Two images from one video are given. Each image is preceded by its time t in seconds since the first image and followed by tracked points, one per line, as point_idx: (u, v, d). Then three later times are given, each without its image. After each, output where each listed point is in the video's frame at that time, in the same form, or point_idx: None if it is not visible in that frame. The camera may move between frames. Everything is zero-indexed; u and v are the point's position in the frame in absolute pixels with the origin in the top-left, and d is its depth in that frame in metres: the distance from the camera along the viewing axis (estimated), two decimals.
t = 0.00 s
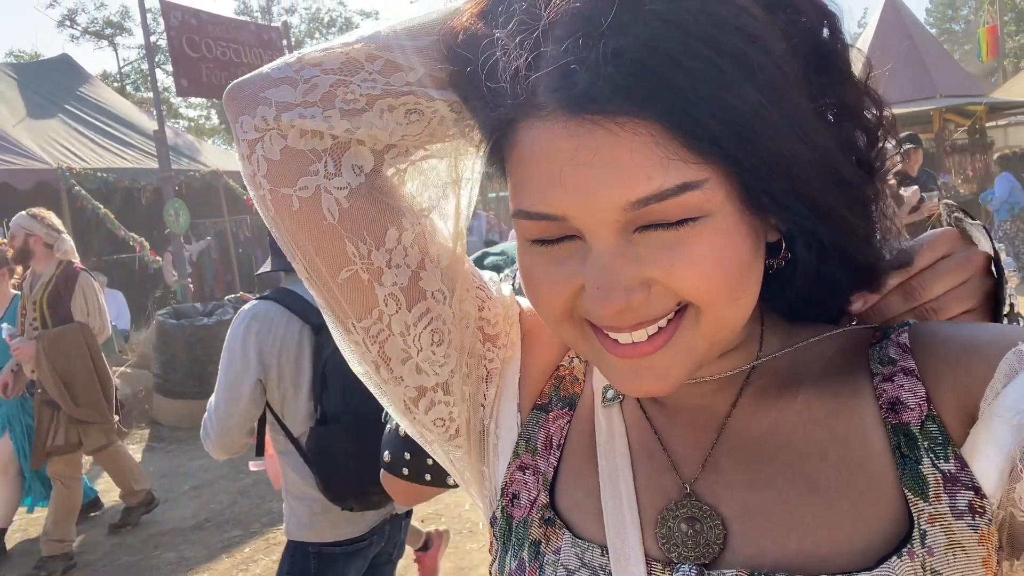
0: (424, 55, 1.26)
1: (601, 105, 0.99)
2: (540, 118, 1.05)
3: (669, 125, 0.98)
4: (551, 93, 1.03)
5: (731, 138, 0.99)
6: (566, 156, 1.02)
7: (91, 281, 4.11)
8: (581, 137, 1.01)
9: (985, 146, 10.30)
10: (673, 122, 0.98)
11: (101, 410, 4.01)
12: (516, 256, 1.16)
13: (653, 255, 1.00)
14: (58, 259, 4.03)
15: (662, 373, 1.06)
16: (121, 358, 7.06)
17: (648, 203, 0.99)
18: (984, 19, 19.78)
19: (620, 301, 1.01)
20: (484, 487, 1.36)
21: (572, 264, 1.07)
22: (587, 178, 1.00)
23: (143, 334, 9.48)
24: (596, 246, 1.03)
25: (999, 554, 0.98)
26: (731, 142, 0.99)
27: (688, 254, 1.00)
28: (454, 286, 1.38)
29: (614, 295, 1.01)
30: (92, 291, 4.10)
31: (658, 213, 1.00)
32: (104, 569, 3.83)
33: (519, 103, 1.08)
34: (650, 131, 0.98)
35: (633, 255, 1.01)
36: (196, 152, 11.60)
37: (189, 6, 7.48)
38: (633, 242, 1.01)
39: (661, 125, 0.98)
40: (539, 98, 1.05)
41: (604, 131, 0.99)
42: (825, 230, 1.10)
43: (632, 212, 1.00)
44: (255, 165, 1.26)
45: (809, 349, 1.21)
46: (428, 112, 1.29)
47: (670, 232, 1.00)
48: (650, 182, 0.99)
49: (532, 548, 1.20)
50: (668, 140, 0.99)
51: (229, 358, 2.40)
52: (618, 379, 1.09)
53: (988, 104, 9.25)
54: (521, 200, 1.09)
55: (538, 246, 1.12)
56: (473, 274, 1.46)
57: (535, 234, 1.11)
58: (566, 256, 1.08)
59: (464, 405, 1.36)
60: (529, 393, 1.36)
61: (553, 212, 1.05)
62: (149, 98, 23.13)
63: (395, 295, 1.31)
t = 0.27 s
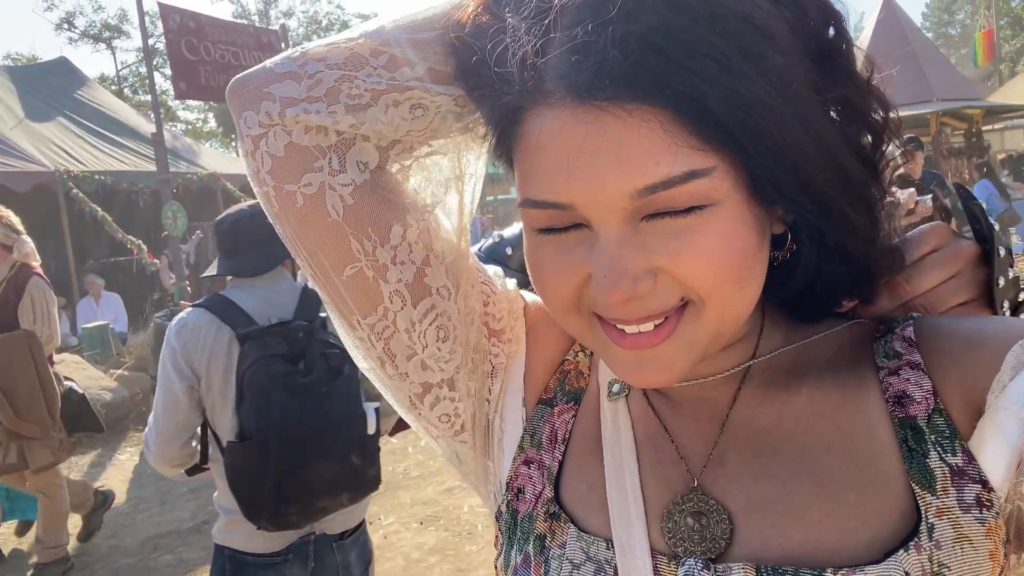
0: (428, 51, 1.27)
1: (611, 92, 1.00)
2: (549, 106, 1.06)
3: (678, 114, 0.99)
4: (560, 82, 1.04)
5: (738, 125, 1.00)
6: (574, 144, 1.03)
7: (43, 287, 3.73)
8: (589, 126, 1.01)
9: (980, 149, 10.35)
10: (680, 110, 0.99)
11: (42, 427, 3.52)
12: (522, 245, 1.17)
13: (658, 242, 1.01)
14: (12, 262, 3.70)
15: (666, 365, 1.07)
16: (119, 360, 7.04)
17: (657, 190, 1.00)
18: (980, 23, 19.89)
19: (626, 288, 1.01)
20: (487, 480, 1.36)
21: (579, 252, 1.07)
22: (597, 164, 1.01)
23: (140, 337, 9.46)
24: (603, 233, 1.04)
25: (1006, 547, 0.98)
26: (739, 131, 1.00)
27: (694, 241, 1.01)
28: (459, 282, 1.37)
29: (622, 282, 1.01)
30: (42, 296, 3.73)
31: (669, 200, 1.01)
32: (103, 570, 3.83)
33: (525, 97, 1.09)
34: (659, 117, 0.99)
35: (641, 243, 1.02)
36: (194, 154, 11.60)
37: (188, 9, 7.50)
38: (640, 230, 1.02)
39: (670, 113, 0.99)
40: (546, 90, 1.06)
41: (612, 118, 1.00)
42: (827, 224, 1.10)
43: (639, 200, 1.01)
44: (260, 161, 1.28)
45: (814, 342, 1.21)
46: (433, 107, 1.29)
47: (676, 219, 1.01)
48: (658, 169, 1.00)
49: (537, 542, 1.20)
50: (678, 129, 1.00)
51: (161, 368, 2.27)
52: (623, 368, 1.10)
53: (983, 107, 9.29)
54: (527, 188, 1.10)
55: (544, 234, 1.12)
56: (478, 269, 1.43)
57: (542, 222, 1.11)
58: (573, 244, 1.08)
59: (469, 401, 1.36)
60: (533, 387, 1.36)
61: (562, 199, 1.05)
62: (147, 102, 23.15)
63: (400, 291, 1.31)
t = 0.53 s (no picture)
0: (433, 52, 1.27)
1: (621, 92, 0.99)
2: (558, 107, 1.06)
3: (686, 114, 0.99)
4: (568, 80, 1.04)
5: (743, 125, 0.99)
6: (582, 144, 1.03)
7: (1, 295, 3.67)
8: (599, 126, 1.01)
9: (978, 152, 10.38)
10: (687, 110, 0.98)
11: None
12: (528, 245, 1.17)
13: (663, 243, 1.01)
14: None
15: (671, 363, 1.07)
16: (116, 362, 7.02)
17: (667, 191, 1.00)
18: (976, 27, 19.97)
19: (635, 289, 1.02)
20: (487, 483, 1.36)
21: (586, 252, 1.07)
22: (602, 164, 1.01)
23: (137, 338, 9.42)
24: (610, 233, 1.04)
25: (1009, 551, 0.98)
26: (744, 129, 1.00)
27: (700, 242, 1.00)
28: (463, 286, 1.35)
29: (630, 283, 1.02)
30: None
31: (678, 201, 1.01)
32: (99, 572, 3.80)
33: (531, 98, 1.09)
34: (668, 119, 0.99)
35: (647, 243, 1.02)
36: (192, 156, 11.58)
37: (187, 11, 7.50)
38: (647, 230, 1.02)
39: (677, 114, 0.99)
40: (553, 90, 1.06)
41: (620, 118, 1.00)
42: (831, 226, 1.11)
43: (649, 201, 1.00)
44: (262, 163, 1.28)
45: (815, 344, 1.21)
46: (437, 107, 1.28)
47: (682, 219, 1.01)
48: (667, 170, 0.99)
49: (537, 545, 1.19)
50: (686, 128, 0.99)
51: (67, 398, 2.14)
52: (629, 368, 1.09)
53: (981, 110, 9.31)
54: (535, 188, 1.10)
55: (550, 233, 1.12)
56: (480, 272, 1.41)
57: (549, 222, 1.11)
58: (582, 246, 1.08)
59: (472, 404, 1.36)
60: (535, 390, 1.36)
61: (570, 199, 1.05)
62: (145, 103, 23.14)
63: (403, 295, 1.30)
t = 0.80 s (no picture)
0: (422, 60, 1.28)
1: (609, 99, 1.00)
2: (548, 112, 1.06)
3: (673, 118, 0.99)
4: (559, 85, 1.04)
5: (731, 130, 1.00)
6: (572, 151, 1.04)
7: None
8: (586, 135, 1.02)
9: (976, 154, 10.40)
10: (674, 115, 0.99)
11: None
12: (519, 252, 1.17)
13: (652, 249, 1.02)
14: None
15: (661, 366, 1.07)
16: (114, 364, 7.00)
17: (656, 196, 1.00)
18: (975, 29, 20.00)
19: (627, 294, 1.02)
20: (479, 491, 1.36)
21: (576, 259, 1.07)
22: (591, 172, 1.02)
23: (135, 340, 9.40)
24: (600, 239, 1.04)
25: (999, 556, 0.98)
26: (730, 133, 1.00)
27: (688, 248, 1.01)
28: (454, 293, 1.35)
29: (619, 288, 1.02)
30: None
31: (666, 206, 1.01)
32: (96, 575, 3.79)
33: (521, 105, 1.10)
34: (654, 124, 1.00)
35: (636, 249, 1.02)
36: (190, 157, 11.57)
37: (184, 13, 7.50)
38: (637, 236, 1.03)
39: (665, 117, 0.99)
40: (543, 96, 1.07)
41: (607, 125, 1.01)
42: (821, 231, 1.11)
43: (639, 206, 1.01)
44: (252, 172, 1.28)
45: (806, 349, 1.22)
46: (426, 114, 1.29)
47: (669, 225, 1.02)
48: (655, 176, 1.00)
49: (529, 552, 1.19)
50: (674, 133, 1.00)
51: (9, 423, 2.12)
52: (619, 372, 1.10)
53: (979, 112, 9.33)
54: (525, 195, 1.11)
55: (539, 239, 1.12)
56: (472, 279, 1.41)
57: (538, 228, 1.11)
58: (571, 254, 1.08)
59: (463, 412, 1.36)
60: (527, 397, 1.36)
61: (561, 205, 1.05)
62: (144, 104, 23.12)
63: (395, 302, 1.31)
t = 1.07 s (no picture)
0: (419, 61, 1.29)
1: (605, 99, 1.01)
2: (544, 111, 1.07)
3: (668, 117, 1.00)
4: (555, 85, 1.05)
5: (726, 128, 1.00)
6: (567, 151, 1.04)
7: None
8: (581, 133, 1.03)
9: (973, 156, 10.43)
10: (669, 115, 1.00)
11: None
12: (515, 251, 1.18)
13: (647, 250, 1.03)
14: None
15: (657, 364, 1.08)
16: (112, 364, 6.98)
17: (651, 194, 1.01)
18: (973, 31, 20.05)
19: (621, 292, 1.03)
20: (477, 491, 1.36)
21: (572, 258, 1.08)
22: (586, 172, 1.03)
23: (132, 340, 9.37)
24: (596, 239, 1.05)
25: (993, 556, 0.98)
26: (724, 133, 1.00)
27: (683, 248, 1.02)
28: (451, 293, 1.36)
29: (615, 287, 1.03)
30: None
31: (660, 204, 1.02)
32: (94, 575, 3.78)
33: (518, 105, 1.10)
34: (649, 123, 1.01)
35: (631, 249, 1.03)
36: (188, 158, 11.56)
37: (183, 13, 7.49)
38: (632, 235, 1.03)
39: (660, 117, 1.00)
40: (539, 96, 1.07)
41: (601, 124, 1.02)
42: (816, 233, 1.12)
43: (634, 205, 1.02)
44: (250, 173, 1.28)
45: (801, 351, 1.22)
46: (423, 116, 1.30)
47: (663, 224, 1.03)
48: (650, 174, 1.01)
49: (525, 552, 1.20)
50: (668, 133, 1.01)
51: None
52: (616, 371, 1.10)
53: (977, 114, 9.36)
54: (521, 194, 1.12)
55: (535, 238, 1.13)
56: (469, 280, 1.42)
57: (534, 227, 1.12)
58: (566, 253, 1.09)
59: (461, 412, 1.36)
60: (523, 398, 1.37)
61: (557, 204, 1.06)
62: (142, 104, 23.12)
63: (392, 303, 1.31)
